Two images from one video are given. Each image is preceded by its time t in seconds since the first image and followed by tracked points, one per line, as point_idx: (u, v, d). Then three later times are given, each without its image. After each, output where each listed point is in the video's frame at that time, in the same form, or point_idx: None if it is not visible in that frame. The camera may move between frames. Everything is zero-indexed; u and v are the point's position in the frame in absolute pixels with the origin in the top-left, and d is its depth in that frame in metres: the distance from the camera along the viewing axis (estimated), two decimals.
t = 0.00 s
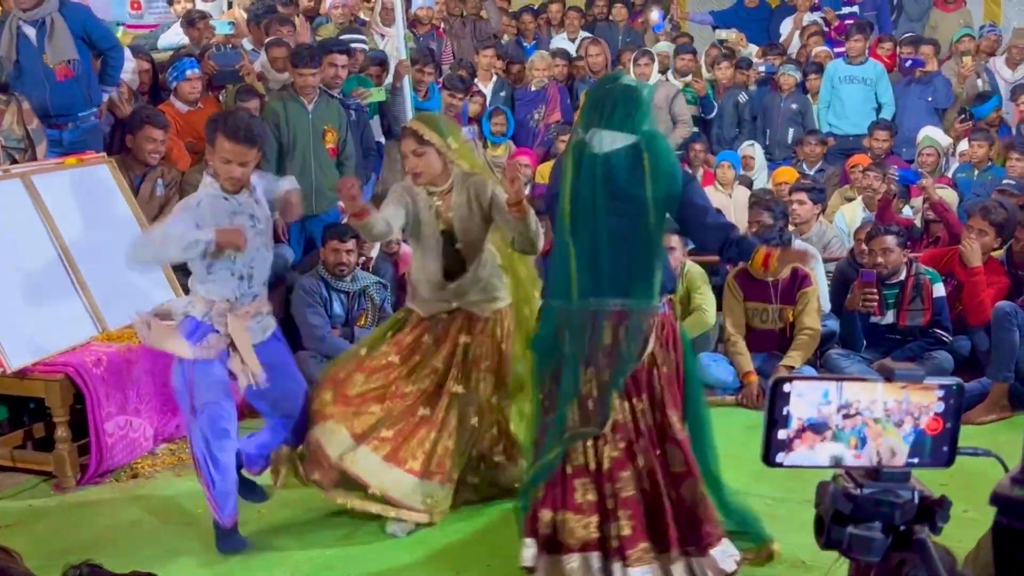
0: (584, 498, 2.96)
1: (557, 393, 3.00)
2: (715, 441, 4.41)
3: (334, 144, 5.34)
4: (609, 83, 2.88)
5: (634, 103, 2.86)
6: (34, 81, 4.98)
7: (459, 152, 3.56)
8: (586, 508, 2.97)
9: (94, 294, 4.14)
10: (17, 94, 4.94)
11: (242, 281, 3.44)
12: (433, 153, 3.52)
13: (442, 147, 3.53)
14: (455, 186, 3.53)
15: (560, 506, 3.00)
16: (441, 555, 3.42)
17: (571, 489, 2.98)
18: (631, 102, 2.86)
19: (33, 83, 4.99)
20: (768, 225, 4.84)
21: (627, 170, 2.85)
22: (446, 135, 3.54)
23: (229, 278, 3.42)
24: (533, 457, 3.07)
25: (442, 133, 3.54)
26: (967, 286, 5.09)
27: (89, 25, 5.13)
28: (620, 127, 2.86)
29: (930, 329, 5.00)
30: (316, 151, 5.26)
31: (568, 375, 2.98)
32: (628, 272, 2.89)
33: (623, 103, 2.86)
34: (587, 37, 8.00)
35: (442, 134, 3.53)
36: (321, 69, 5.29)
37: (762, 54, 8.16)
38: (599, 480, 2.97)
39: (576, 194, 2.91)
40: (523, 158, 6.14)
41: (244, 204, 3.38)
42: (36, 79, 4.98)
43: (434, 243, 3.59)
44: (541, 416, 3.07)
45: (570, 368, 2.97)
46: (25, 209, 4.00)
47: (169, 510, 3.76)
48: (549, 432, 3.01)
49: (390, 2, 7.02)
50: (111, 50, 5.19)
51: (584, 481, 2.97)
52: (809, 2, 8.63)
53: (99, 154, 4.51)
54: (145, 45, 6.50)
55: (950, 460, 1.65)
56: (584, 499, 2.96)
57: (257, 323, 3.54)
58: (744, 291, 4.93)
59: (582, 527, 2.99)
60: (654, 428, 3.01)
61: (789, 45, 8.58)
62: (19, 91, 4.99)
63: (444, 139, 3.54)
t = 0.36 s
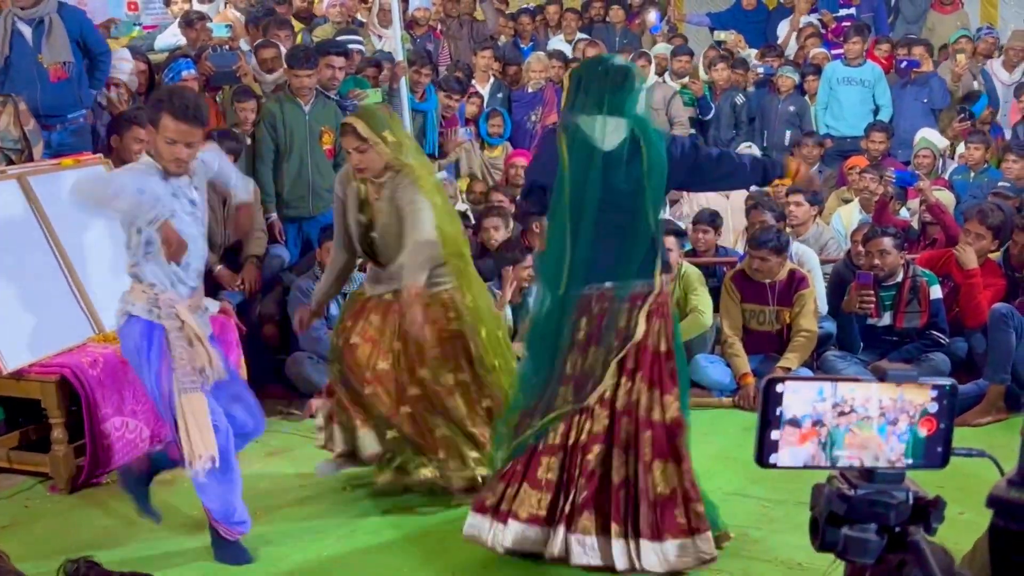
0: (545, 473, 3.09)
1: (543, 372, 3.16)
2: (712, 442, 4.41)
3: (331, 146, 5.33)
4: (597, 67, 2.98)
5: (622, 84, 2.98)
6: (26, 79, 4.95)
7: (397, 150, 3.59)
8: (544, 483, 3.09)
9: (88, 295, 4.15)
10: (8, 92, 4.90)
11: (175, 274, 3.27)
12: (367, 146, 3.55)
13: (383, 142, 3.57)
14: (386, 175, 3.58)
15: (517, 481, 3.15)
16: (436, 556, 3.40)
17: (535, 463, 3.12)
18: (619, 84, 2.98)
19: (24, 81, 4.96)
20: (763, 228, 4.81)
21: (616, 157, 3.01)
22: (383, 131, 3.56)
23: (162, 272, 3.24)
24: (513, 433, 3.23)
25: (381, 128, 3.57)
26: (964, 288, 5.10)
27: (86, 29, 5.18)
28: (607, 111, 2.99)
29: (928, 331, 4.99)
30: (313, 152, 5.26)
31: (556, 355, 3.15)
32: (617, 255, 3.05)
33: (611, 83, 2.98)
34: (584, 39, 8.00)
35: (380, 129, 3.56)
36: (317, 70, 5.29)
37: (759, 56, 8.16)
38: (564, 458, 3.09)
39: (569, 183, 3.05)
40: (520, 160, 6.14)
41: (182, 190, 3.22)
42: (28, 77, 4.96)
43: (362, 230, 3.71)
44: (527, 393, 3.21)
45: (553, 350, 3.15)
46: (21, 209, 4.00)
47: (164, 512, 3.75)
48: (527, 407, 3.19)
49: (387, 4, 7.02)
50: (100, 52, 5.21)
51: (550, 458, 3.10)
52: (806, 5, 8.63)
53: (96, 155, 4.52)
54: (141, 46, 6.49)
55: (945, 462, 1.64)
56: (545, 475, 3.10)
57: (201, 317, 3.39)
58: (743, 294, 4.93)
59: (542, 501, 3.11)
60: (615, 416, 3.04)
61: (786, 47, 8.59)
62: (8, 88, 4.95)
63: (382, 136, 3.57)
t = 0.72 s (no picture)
0: (585, 470, 3.22)
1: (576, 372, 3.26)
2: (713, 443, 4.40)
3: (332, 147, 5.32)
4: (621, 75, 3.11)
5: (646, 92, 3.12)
6: (28, 81, 4.99)
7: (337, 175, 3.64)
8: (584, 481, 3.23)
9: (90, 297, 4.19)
10: (10, 93, 4.93)
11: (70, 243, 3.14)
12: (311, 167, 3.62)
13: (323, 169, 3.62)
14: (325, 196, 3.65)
15: (562, 477, 3.26)
16: (439, 557, 3.38)
17: (575, 462, 3.24)
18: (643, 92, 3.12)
19: (26, 83, 5.00)
20: (764, 228, 4.82)
21: (661, 164, 3.15)
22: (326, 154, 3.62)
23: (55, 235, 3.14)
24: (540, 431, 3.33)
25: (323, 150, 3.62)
26: (964, 290, 5.09)
27: (90, 36, 5.16)
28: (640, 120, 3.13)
29: (929, 331, 4.99)
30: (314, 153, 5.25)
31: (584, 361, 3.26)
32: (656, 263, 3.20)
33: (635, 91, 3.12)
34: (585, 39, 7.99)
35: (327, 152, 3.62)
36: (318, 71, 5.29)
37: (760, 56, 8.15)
38: (601, 461, 3.22)
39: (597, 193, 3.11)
40: (520, 160, 6.14)
41: (83, 156, 3.06)
42: (31, 80, 4.99)
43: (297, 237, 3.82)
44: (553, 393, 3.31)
45: (596, 360, 3.23)
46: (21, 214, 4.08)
47: (166, 513, 3.73)
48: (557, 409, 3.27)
49: (388, 5, 7.02)
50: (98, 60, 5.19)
51: (586, 458, 3.23)
52: (808, 5, 8.61)
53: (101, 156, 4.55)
54: (143, 47, 6.48)
55: (946, 461, 1.63)
56: (585, 472, 3.22)
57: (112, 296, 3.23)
58: (745, 295, 4.93)
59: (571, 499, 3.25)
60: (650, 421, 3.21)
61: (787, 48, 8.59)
62: (11, 90, 4.99)
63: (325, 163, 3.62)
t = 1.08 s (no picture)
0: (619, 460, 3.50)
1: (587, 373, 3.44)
2: (719, 444, 4.40)
3: (338, 147, 5.32)
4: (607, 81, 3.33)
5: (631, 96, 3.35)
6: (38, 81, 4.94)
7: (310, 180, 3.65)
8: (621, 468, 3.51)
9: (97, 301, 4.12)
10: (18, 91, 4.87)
11: None
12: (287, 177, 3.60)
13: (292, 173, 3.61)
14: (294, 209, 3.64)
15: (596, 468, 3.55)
16: (445, 557, 3.38)
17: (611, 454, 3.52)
18: (629, 95, 3.35)
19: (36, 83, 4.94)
20: (769, 228, 4.80)
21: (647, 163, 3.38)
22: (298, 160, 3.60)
23: None
24: (556, 431, 3.48)
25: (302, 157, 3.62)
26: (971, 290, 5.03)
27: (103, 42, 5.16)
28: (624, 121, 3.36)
29: (935, 332, 4.99)
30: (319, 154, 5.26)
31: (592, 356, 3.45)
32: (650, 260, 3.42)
33: (622, 94, 3.34)
34: (591, 40, 7.99)
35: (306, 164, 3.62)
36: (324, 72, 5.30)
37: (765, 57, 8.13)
38: (637, 450, 3.51)
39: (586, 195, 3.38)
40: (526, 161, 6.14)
41: (13, 164, 3.11)
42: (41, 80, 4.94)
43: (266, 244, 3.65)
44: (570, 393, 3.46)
45: (605, 370, 3.40)
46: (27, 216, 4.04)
47: (172, 513, 3.73)
48: (569, 407, 3.46)
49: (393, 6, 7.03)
50: (110, 64, 5.18)
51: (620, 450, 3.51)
52: (814, 6, 8.60)
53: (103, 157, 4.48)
54: (149, 48, 6.49)
55: (951, 463, 1.62)
56: (625, 463, 3.51)
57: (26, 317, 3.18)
58: (749, 296, 4.93)
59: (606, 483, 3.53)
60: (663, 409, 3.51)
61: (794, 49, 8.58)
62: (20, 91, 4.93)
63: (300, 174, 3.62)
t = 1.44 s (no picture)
0: (592, 454, 3.39)
1: (555, 374, 3.26)
2: (731, 444, 4.39)
3: (349, 147, 5.35)
4: (558, 85, 3.13)
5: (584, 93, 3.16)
6: (58, 82, 4.96)
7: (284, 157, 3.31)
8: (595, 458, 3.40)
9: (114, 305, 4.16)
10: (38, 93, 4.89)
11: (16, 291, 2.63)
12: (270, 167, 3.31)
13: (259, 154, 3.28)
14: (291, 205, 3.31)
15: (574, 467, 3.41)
16: (456, 557, 3.39)
17: (578, 447, 3.38)
18: (583, 95, 3.16)
19: (55, 84, 4.97)
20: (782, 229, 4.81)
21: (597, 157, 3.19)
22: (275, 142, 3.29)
23: None
24: (533, 435, 3.29)
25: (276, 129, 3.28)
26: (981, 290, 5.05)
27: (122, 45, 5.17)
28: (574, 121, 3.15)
29: (949, 333, 4.99)
30: (331, 155, 5.27)
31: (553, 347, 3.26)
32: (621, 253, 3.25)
33: (573, 97, 3.15)
34: (603, 41, 7.99)
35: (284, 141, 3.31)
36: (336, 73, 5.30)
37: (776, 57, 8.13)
38: (607, 442, 3.37)
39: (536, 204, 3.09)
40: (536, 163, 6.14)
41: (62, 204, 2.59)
42: (61, 82, 4.97)
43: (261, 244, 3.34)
44: (535, 393, 3.27)
45: (576, 363, 3.24)
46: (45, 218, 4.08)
47: (184, 512, 3.74)
48: (546, 411, 3.27)
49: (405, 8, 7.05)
50: (128, 68, 5.18)
51: (586, 440, 3.38)
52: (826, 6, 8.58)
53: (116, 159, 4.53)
54: (161, 50, 6.52)
55: (965, 463, 1.62)
56: (590, 453, 3.39)
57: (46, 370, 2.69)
58: (760, 295, 4.92)
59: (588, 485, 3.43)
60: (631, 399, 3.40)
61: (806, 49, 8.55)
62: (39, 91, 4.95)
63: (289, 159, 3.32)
